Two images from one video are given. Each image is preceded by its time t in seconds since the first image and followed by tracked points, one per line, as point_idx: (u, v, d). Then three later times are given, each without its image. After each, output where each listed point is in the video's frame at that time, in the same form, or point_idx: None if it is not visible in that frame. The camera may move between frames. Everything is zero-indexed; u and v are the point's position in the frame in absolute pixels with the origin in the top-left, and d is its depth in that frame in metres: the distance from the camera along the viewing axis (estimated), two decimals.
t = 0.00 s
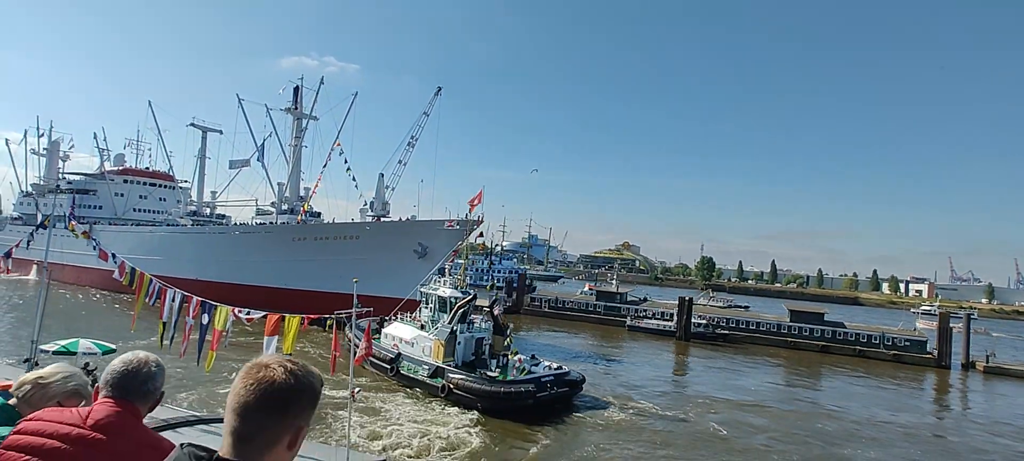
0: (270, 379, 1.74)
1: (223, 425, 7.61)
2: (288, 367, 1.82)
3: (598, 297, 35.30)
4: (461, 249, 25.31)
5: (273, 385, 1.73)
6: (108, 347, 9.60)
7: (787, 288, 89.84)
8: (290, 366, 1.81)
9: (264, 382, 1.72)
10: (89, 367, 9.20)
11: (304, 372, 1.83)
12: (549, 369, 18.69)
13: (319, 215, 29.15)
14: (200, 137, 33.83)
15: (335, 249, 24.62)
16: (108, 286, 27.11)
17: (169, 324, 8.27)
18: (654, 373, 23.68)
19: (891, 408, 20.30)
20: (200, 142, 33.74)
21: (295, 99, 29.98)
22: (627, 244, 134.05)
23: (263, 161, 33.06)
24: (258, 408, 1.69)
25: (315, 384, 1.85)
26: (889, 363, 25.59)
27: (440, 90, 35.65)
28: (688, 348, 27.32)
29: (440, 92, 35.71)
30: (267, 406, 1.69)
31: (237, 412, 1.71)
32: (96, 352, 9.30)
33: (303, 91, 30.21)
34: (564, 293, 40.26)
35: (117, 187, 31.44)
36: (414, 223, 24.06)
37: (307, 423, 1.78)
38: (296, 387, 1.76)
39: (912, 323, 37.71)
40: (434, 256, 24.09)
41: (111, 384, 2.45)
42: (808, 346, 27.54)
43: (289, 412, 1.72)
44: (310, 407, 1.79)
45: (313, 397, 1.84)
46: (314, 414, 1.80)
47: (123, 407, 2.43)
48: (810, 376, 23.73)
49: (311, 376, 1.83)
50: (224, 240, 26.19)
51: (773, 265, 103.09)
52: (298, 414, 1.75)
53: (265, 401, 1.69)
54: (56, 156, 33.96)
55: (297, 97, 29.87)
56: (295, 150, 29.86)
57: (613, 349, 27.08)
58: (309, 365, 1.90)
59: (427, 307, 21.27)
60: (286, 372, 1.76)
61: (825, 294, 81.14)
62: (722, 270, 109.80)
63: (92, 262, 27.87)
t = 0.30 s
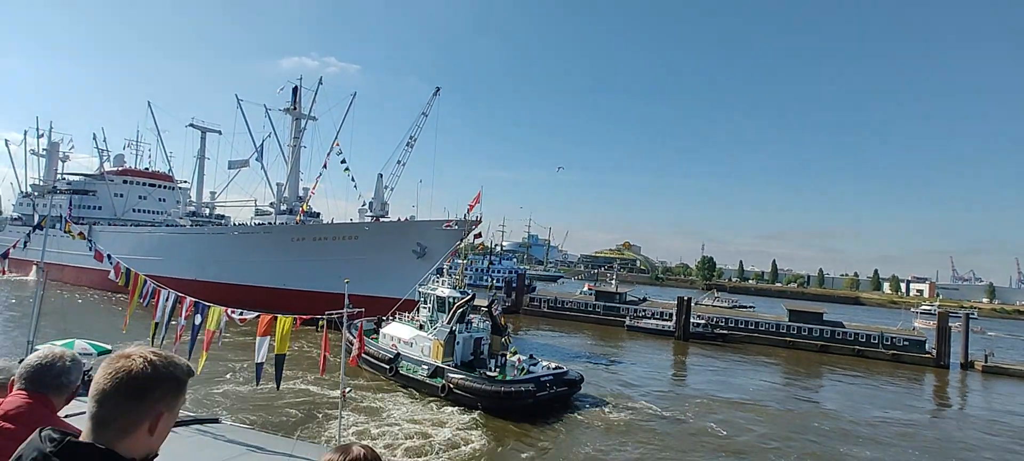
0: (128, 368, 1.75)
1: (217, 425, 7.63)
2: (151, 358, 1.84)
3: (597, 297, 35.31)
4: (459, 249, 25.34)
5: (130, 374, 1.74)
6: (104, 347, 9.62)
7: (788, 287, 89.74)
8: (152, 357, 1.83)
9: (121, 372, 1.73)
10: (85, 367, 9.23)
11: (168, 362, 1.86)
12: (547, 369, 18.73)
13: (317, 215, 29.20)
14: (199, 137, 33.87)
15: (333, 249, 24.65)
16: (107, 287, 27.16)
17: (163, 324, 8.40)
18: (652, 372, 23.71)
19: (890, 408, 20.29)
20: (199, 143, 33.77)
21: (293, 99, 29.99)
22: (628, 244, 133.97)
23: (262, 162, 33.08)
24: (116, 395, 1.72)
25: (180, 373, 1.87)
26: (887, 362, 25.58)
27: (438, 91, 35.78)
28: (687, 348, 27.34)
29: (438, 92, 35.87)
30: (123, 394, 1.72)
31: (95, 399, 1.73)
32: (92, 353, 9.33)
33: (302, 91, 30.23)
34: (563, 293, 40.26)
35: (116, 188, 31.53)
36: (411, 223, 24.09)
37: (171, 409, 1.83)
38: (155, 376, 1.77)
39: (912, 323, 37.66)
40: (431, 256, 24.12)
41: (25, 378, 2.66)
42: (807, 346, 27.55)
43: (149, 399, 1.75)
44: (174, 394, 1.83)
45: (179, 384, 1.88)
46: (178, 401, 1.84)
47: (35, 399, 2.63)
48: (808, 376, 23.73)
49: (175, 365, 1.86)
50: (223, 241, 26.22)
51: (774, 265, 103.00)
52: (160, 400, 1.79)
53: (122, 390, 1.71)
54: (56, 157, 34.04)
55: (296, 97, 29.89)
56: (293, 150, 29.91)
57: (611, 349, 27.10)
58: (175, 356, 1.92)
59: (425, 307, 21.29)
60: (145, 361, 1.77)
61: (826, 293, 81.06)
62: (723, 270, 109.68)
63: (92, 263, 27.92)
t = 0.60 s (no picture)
0: (37, 333, 1.73)
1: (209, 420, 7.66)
2: (63, 324, 1.81)
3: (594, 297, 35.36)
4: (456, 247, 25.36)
5: (39, 338, 1.72)
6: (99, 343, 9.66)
7: (787, 288, 89.82)
8: (62, 324, 1.80)
9: (29, 336, 1.71)
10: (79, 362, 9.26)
11: (79, 329, 1.83)
12: (543, 367, 18.77)
13: (315, 213, 29.24)
14: (198, 134, 33.89)
15: (331, 247, 24.68)
16: (104, 283, 27.19)
17: (155, 319, 8.45)
18: (647, 372, 23.76)
19: (884, 409, 20.35)
20: (198, 140, 33.80)
21: (292, 97, 30.02)
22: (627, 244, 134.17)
23: (260, 159, 33.10)
24: (26, 359, 1.70)
25: (92, 339, 1.85)
26: (882, 363, 25.65)
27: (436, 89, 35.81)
28: (683, 348, 27.40)
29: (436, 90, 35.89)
30: (32, 357, 1.70)
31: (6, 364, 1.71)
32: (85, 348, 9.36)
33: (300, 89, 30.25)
34: (561, 293, 40.33)
35: (114, 184, 31.56)
36: (409, 221, 24.11)
37: (81, 373, 1.80)
38: (66, 340, 1.75)
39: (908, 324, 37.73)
40: (428, 254, 24.16)
41: None
42: (803, 346, 27.60)
43: (58, 362, 1.73)
44: (84, 359, 1.81)
45: (91, 349, 1.85)
46: (89, 366, 1.82)
47: None
48: (804, 376, 23.79)
49: (86, 332, 1.83)
50: (220, 238, 26.25)
51: (772, 266, 103.09)
52: (70, 364, 1.77)
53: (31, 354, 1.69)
54: (54, 153, 34.11)
55: (295, 95, 29.92)
56: (292, 148, 29.92)
57: (607, 349, 27.15)
58: (88, 324, 1.89)
59: (422, 305, 21.31)
60: (55, 325, 1.75)
61: (824, 294, 81.14)
62: (722, 270, 109.73)
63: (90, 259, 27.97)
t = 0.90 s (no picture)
0: None
1: (202, 417, 7.73)
2: None
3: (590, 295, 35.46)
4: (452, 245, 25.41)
5: None
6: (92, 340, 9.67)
7: (784, 287, 90.02)
8: None
9: None
10: (72, 359, 9.32)
11: (5, 316, 1.85)
12: (539, 365, 18.85)
13: (312, 211, 29.28)
14: (195, 131, 33.88)
15: (327, 245, 24.71)
16: (100, 280, 27.22)
17: (147, 316, 8.51)
18: (642, 370, 23.86)
19: (877, 407, 20.46)
20: (195, 137, 33.79)
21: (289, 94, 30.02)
22: (626, 243, 134.19)
23: (257, 156, 33.09)
24: None
25: (20, 326, 1.88)
26: (876, 363, 25.79)
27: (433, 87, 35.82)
28: (678, 346, 27.51)
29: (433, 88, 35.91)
30: None
31: None
32: (78, 345, 9.39)
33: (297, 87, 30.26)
34: (557, 291, 40.41)
35: (111, 181, 31.59)
36: (404, 219, 24.15)
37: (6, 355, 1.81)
38: None
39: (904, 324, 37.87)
40: (424, 252, 24.21)
41: None
42: (797, 345, 27.74)
43: None
44: (8, 342, 1.82)
45: (17, 334, 1.87)
46: (14, 350, 1.83)
47: None
48: (798, 375, 23.89)
49: (13, 318, 1.85)
50: (217, 236, 26.25)
51: (770, 266, 103.27)
52: None
53: None
54: (51, 149, 34.10)
55: (292, 93, 29.94)
56: (289, 145, 29.94)
57: (603, 347, 27.25)
58: (14, 314, 1.91)
59: (419, 303, 21.36)
60: None
61: (821, 294, 81.33)
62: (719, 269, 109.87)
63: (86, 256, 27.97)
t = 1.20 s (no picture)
0: None
1: (190, 414, 7.75)
2: None
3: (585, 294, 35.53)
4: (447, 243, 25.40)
5: None
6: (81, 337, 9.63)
7: (780, 286, 90.18)
8: None
9: None
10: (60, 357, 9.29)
11: None
12: (533, 362, 18.86)
13: (306, 210, 29.24)
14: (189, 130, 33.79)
15: (322, 243, 24.69)
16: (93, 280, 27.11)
17: (136, 314, 8.51)
18: (636, 368, 23.93)
19: (869, 405, 20.58)
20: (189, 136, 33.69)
21: (283, 93, 29.96)
22: (623, 242, 134.35)
23: (251, 156, 32.99)
24: None
25: None
26: (869, 360, 25.92)
27: (428, 86, 35.79)
28: (672, 344, 27.59)
29: (428, 87, 35.87)
30: None
31: None
32: (67, 342, 9.40)
33: (291, 85, 30.21)
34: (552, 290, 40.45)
35: (105, 180, 31.49)
36: (399, 218, 24.14)
37: None
38: None
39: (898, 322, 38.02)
40: (419, 251, 24.21)
41: None
42: (791, 343, 27.84)
43: None
44: None
45: None
46: None
47: None
48: (791, 373, 24.00)
49: None
50: (211, 235, 26.18)
51: (766, 264, 103.49)
52: None
53: None
54: (44, 148, 33.98)
55: (286, 91, 29.87)
56: (283, 144, 29.88)
57: (597, 345, 27.31)
58: None
59: (413, 301, 21.35)
60: None
61: (817, 292, 81.58)
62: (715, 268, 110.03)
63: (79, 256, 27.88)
